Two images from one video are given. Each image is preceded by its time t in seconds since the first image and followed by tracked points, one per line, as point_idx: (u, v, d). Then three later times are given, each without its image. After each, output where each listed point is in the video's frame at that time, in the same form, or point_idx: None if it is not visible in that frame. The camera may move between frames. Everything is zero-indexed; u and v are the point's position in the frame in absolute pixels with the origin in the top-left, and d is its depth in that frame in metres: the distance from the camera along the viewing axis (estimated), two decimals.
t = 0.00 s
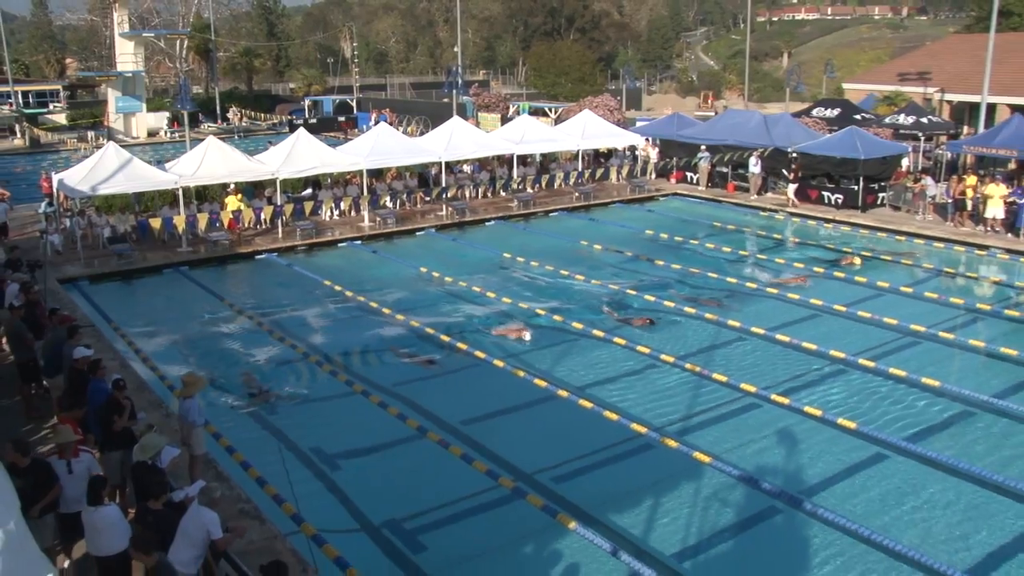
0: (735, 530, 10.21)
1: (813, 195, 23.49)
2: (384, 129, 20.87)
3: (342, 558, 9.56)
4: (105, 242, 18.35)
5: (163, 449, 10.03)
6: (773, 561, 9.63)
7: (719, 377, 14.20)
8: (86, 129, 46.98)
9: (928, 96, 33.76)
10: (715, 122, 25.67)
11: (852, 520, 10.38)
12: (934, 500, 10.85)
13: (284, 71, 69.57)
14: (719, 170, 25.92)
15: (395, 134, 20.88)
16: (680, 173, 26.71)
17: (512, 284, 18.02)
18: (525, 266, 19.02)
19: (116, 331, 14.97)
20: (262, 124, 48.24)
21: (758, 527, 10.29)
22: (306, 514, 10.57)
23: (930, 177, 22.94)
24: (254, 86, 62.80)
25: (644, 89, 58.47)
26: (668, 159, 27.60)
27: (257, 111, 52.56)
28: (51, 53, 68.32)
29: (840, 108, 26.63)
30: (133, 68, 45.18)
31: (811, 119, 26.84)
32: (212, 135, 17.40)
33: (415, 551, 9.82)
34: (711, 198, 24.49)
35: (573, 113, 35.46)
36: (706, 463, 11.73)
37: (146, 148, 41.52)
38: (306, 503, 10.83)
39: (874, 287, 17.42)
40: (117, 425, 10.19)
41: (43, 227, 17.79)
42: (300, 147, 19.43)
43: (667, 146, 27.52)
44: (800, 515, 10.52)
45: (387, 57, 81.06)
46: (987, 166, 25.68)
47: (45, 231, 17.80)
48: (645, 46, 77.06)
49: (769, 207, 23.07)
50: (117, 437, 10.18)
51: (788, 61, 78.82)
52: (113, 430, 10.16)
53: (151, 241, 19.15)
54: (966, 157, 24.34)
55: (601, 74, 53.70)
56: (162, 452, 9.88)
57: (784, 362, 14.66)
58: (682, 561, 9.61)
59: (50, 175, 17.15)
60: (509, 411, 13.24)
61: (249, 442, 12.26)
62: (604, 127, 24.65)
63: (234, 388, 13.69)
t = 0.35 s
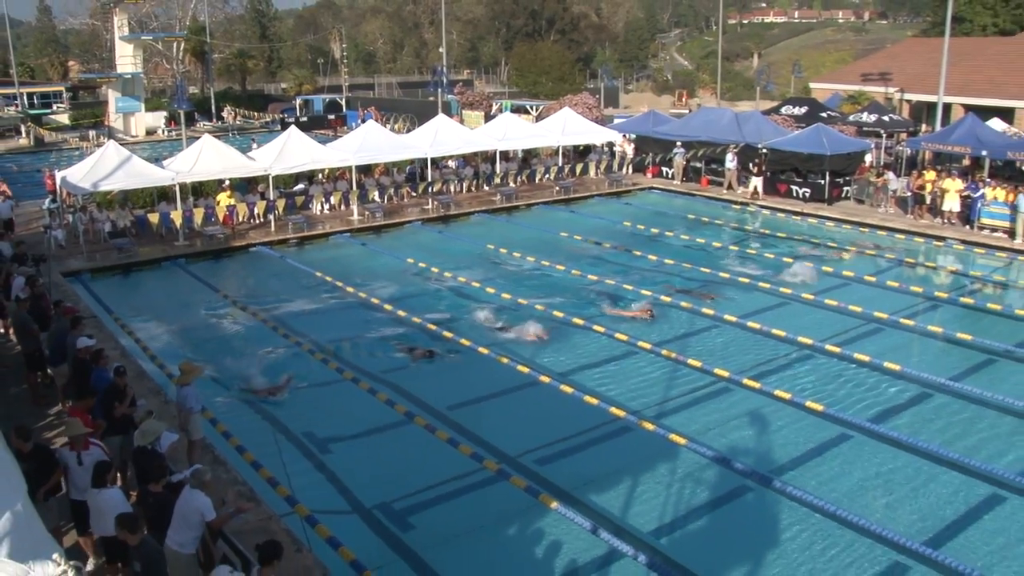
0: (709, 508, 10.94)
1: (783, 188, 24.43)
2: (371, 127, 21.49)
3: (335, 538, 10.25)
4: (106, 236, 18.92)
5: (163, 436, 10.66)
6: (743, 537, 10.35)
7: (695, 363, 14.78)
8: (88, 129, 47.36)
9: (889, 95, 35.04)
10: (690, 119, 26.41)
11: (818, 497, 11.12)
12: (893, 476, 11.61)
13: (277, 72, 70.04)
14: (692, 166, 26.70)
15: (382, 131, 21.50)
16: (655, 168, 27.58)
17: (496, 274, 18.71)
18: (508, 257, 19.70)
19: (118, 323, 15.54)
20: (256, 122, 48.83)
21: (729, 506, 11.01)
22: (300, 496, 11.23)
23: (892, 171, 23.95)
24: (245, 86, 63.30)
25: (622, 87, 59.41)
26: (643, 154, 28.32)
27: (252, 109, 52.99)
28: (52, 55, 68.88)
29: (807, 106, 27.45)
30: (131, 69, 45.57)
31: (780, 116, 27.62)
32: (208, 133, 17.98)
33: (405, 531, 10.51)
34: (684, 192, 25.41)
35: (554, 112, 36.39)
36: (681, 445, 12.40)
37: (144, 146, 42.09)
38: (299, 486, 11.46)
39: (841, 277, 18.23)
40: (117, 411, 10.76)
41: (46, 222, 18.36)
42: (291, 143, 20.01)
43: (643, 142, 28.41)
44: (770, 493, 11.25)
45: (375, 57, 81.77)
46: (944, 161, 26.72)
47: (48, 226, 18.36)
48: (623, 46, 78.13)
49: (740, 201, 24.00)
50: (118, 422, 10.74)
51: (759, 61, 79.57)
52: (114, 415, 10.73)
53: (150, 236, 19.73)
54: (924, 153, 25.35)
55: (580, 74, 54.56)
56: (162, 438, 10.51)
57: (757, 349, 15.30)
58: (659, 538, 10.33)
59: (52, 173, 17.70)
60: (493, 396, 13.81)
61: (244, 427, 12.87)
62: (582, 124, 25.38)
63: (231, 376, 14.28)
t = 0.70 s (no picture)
0: (689, 494, 11.15)
1: (761, 178, 24.71)
2: (352, 118, 21.56)
3: (317, 528, 10.40)
4: (88, 229, 18.93)
5: (147, 428, 10.74)
6: (721, 522, 10.56)
7: (673, 350, 15.00)
8: (68, 122, 47.14)
9: (863, 87, 35.45)
10: (669, 110, 26.58)
11: (795, 482, 11.35)
12: (867, 460, 11.86)
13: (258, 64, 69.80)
14: (671, 155, 27.10)
15: (363, 122, 21.58)
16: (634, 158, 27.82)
17: (477, 265, 18.85)
18: (489, 247, 19.89)
19: (101, 316, 15.59)
20: (237, 115, 48.64)
21: (708, 491, 11.22)
22: (283, 486, 11.37)
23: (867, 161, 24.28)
24: (226, 78, 63.06)
25: (600, 78, 59.74)
26: (622, 145, 28.53)
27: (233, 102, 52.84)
28: (32, 48, 68.33)
29: (784, 98, 27.66)
30: (113, 62, 45.39)
31: (758, 108, 27.84)
32: (189, 125, 18.02)
33: (387, 519, 10.68)
34: (663, 181, 25.67)
35: (533, 102, 36.66)
36: (661, 432, 12.58)
37: (126, 138, 41.92)
38: (283, 475, 11.60)
39: (816, 266, 18.51)
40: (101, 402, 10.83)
41: (28, 215, 18.36)
42: (273, 135, 20.06)
43: (621, 133, 28.64)
44: (748, 479, 11.46)
45: (356, 49, 81.69)
46: (917, 152, 27.08)
47: (30, 219, 18.36)
48: (602, 37, 78.84)
49: (719, 190, 24.28)
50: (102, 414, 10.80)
51: (736, 54, 80.29)
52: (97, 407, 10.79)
53: (133, 228, 19.75)
54: (899, 142, 25.71)
55: (559, 65, 54.80)
56: (146, 429, 10.60)
57: (735, 336, 15.53)
58: (639, 524, 10.54)
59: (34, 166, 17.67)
60: (474, 384, 13.96)
61: (228, 417, 13.00)
62: (562, 115, 25.53)
63: (214, 366, 14.39)
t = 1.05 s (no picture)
0: (672, 481, 11.21)
1: (742, 166, 24.75)
2: (333, 107, 21.44)
3: (301, 517, 10.39)
4: (66, 219, 18.76)
5: (128, 420, 10.65)
6: (704, 509, 10.63)
7: (655, 337, 15.04)
8: (44, 111, 46.62)
9: (843, 74, 35.59)
10: (649, 98, 26.63)
11: (776, 468, 11.42)
12: (849, 446, 11.95)
13: (237, 52, 69.22)
14: (653, 144, 27.16)
15: (343, 111, 21.48)
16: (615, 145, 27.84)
17: (458, 254, 18.83)
18: (470, 235, 19.87)
19: (80, 307, 15.46)
20: (217, 103, 48.29)
21: (691, 478, 11.28)
22: (266, 476, 11.34)
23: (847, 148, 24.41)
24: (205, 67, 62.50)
25: (581, 66, 59.72)
26: (604, 132, 28.61)
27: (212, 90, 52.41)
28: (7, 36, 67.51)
29: (764, 85, 27.73)
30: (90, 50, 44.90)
31: (739, 95, 27.91)
32: (167, 114, 17.83)
33: (371, 509, 10.68)
34: (644, 169, 25.72)
35: (514, 90, 36.62)
36: (643, 419, 12.63)
37: (104, 127, 41.56)
38: (265, 465, 11.57)
39: (797, 253, 18.59)
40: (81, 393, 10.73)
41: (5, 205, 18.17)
42: (253, 124, 19.92)
43: (602, 121, 28.65)
44: (730, 465, 11.54)
45: (336, 37, 81.14)
46: (896, 139, 27.26)
47: (7, 209, 18.17)
48: (583, 26, 79.52)
49: (700, 178, 24.35)
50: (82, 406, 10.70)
51: (716, 41, 80.52)
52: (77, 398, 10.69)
53: (111, 218, 19.59)
54: (879, 130, 25.86)
55: (540, 53, 54.70)
56: (127, 421, 10.51)
57: (717, 323, 15.59)
58: (622, 511, 10.59)
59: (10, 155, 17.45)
60: (457, 372, 13.96)
61: (209, 407, 12.94)
62: (543, 103, 25.54)
63: (195, 356, 14.31)
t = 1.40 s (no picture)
0: (653, 467, 11.26)
1: (722, 152, 24.83)
2: (312, 95, 21.35)
3: (283, 507, 10.38)
4: (43, 209, 18.61)
5: (108, 411, 10.57)
6: (684, 494, 10.69)
7: (636, 324, 15.09)
8: (19, 100, 46.11)
9: (822, 61, 35.76)
10: (629, 85, 26.60)
11: (756, 453, 11.50)
12: (828, 430, 12.05)
13: (215, 41, 68.72)
14: (632, 130, 27.12)
15: (322, 99, 21.39)
16: (595, 132, 27.88)
17: (439, 241, 18.80)
18: (451, 223, 19.87)
19: (58, 299, 15.34)
20: (195, 92, 47.90)
21: (672, 464, 11.34)
22: (248, 465, 11.30)
23: (826, 134, 24.52)
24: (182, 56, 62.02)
25: (561, 53, 59.77)
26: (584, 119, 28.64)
27: (190, 78, 51.99)
28: None
29: (744, 72, 27.81)
30: (66, 38, 44.42)
31: (718, 82, 27.95)
32: (145, 103, 17.67)
33: (353, 498, 10.68)
34: (624, 156, 25.79)
35: (493, 78, 36.59)
36: (624, 405, 12.67)
37: (81, 117, 41.15)
38: (247, 455, 11.54)
39: (776, 239, 18.69)
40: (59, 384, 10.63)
41: None
42: (231, 112, 19.80)
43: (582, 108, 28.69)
44: (711, 451, 11.61)
45: (316, 25, 80.63)
46: (875, 126, 27.44)
47: None
48: (563, 12, 78.32)
49: (680, 164, 24.44)
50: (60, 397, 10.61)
51: (696, 28, 80.71)
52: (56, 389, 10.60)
53: (89, 208, 19.45)
54: (857, 116, 26.03)
55: (521, 40, 54.62)
56: (107, 412, 10.43)
57: (697, 308, 15.65)
58: (604, 497, 10.63)
59: None
60: (438, 359, 13.96)
61: (190, 397, 12.89)
62: (523, 90, 25.54)
63: (175, 347, 14.25)
